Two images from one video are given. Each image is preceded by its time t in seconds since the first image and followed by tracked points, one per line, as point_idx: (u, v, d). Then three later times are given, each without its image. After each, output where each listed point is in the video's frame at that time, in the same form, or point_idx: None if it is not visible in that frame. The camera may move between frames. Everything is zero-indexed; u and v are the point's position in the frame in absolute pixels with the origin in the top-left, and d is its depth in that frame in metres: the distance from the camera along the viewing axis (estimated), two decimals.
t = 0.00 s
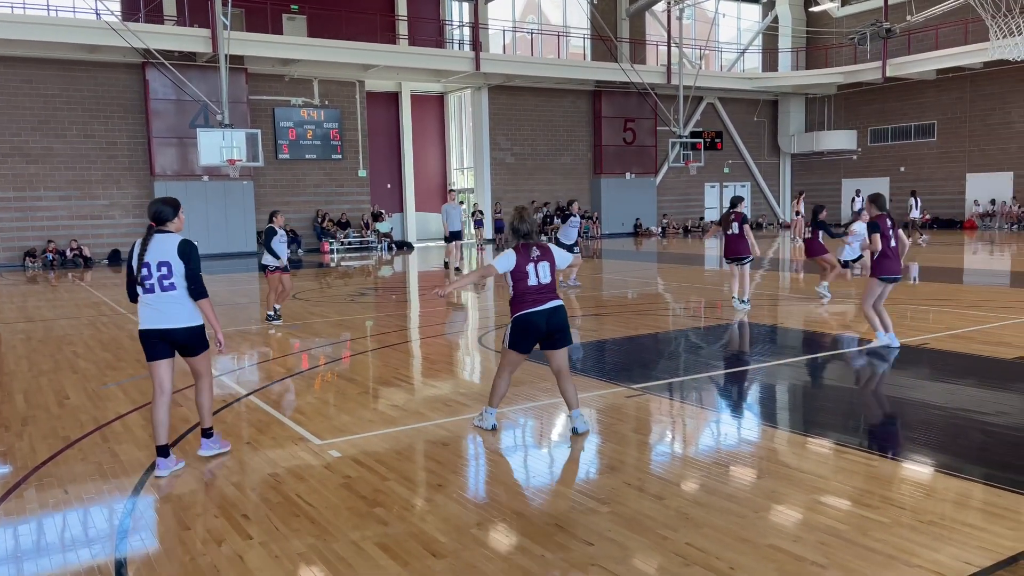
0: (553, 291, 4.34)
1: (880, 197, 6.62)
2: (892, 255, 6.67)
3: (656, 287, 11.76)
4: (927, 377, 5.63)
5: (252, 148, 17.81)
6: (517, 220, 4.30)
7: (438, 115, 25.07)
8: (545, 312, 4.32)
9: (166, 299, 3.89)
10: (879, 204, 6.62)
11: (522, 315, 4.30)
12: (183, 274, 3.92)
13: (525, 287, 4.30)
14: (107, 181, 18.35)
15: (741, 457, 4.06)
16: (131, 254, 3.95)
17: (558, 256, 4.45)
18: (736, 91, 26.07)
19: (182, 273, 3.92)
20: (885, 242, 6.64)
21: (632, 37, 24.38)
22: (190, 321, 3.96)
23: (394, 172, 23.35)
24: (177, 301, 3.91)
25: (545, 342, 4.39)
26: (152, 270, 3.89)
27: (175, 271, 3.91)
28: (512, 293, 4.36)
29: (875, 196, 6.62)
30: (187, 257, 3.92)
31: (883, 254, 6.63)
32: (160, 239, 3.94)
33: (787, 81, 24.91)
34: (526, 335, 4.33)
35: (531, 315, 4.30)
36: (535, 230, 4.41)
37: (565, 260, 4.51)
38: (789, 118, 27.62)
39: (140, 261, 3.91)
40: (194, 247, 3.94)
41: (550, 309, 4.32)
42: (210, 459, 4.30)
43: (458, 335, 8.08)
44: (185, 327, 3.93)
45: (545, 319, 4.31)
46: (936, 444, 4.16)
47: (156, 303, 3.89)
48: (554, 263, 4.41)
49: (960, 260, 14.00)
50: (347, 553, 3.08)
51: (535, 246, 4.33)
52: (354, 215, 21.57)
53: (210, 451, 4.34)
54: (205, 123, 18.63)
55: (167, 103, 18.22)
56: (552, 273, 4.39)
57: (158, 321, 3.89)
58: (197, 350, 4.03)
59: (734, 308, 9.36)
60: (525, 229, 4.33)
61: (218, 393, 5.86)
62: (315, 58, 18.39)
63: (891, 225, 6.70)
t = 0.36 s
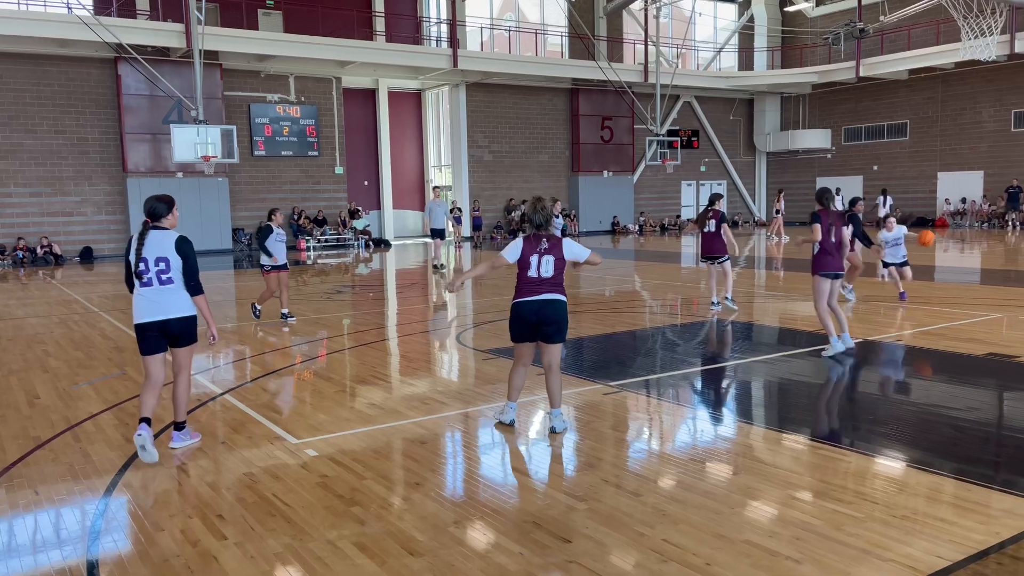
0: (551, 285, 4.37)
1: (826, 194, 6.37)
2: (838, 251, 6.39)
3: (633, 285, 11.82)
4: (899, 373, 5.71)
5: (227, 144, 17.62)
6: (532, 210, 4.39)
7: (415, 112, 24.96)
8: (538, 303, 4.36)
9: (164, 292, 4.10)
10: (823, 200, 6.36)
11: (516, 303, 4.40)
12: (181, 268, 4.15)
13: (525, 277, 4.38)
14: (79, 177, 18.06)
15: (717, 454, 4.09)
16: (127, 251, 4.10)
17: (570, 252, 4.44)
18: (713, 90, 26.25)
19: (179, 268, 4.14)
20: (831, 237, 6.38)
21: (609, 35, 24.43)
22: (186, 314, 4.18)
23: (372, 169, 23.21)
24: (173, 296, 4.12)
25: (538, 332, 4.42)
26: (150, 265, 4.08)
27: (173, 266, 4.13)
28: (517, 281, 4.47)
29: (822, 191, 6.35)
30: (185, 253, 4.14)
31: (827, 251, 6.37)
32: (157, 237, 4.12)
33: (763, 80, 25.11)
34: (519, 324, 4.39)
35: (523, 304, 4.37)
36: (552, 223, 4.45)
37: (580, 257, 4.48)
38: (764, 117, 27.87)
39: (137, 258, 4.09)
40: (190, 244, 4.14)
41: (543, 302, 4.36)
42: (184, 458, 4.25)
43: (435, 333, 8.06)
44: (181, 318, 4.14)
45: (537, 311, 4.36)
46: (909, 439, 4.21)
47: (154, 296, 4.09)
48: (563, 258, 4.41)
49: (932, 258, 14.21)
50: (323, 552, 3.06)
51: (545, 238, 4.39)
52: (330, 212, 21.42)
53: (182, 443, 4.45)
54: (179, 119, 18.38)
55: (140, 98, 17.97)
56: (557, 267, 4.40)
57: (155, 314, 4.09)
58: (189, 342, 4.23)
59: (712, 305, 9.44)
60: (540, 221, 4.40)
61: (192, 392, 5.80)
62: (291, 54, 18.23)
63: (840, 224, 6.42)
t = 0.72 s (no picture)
0: (524, 282, 4.38)
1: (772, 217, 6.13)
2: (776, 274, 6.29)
3: (599, 282, 11.87)
4: (859, 368, 5.82)
5: (189, 141, 17.29)
6: (506, 210, 4.40)
7: (380, 108, 24.76)
8: (510, 300, 4.36)
9: (137, 285, 4.27)
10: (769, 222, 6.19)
11: (490, 301, 4.40)
12: (155, 263, 4.34)
13: (497, 274, 4.38)
14: (33, 174, 17.59)
15: (683, 450, 4.12)
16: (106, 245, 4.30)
17: (540, 251, 4.47)
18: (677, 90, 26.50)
19: (153, 263, 4.33)
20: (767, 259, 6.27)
21: (575, 34, 24.49)
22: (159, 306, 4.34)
23: (337, 167, 22.97)
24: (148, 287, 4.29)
25: (512, 331, 4.41)
26: (126, 258, 4.26)
27: (148, 260, 4.31)
28: (490, 279, 4.47)
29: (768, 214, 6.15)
30: (160, 247, 4.35)
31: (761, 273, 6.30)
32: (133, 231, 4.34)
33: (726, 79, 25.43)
34: (494, 322, 4.39)
35: (496, 302, 4.37)
36: (524, 222, 4.46)
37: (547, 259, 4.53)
38: (727, 117, 28.21)
39: (114, 251, 4.28)
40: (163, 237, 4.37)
41: (515, 299, 4.35)
42: (144, 461, 4.16)
43: (401, 331, 8.01)
44: (154, 310, 4.31)
45: (510, 309, 4.35)
46: (870, 434, 4.29)
47: (128, 288, 4.27)
48: (534, 256, 4.42)
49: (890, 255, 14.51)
50: (287, 554, 3.02)
51: (516, 235, 4.40)
52: (294, 210, 21.15)
53: (140, 444, 4.36)
54: (139, 115, 18.00)
55: (98, 94, 17.55)
56: (529, 265, 4.41)
57: (131, 304, 4.27)
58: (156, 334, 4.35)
59: (676, 302, 9.53)
60: (513, 220, 4.42)
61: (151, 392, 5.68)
62: (254, 49, 17.97)
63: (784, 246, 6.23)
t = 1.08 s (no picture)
0: (494, 282, 4.39)
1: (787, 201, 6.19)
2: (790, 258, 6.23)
3: (552, 280, 11.92)
4: (805, 364, 5.95)
5: (134, 137, 16.82)
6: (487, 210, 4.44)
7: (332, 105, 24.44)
8: (478, 298, 4.42)
9: (81, 281, 4.21)
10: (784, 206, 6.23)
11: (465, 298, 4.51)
12: (99, 258, 4.23)
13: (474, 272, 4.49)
14: None
15: (637, 447, 4.16)
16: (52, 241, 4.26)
17: (516, 252, 4.39)
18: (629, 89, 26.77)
19: (97, 259, 4.23)
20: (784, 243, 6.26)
21: (528, 32, 24.55)
22: (108, 302, 4.30)
23: (288, 164, 22.63)
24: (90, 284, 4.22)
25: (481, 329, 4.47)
26: (70, 255, 4.20)
27: (91, 255, 4.22)
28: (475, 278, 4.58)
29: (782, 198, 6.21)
30: (103, 242, 4.23)
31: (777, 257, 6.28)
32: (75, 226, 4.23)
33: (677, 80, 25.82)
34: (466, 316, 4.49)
35: (469, 299, 4.48)
36: (506, 224, 4.44)
37: (529, 260, 4.42)
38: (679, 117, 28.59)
39: (58, 247, 4.23)
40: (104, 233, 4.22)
41: (483, 297, 4.40)
42: (88, 465, 4.03)
43: (354, 330, 7.92)
44: (103, 305, 4.27)
45: (477, 306, 4.43)
46: (816, 429, 4.38)
47: (72, 284, 4.21)
48: (507, 255, 4.38)
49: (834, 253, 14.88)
50: (237, 558, 2.95)
51: (493, 235, 4.43)
52: (244, 208, 20.75)
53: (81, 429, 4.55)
54: (81, 110, 17.47)
55: (37, 88, 16.95)
56: (501, 264, 4.39)
57: (75, 300, 4.22)
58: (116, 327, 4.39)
59: (628, 300, 9.62)
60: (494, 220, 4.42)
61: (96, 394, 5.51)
62: (202, 44, 17.58)
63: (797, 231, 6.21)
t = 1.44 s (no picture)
0: (450, 278, 4.55)
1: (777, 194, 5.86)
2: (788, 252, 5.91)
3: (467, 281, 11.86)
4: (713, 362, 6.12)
5: (21, 131, 15.79)
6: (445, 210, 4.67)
7: (238, 102, 23.73)
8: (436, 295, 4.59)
9: None
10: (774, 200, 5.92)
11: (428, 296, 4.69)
12: None
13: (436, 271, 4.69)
14: None
15: (552, 446, 4.18)
16: None
17: (472, 246, 4.54)
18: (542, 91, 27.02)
19: None
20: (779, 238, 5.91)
21: (441, 32, 24.42)
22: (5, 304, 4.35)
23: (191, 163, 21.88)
24: None
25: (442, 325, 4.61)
26: None
27: None
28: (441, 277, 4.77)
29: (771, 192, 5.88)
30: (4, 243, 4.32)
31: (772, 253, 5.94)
32: None
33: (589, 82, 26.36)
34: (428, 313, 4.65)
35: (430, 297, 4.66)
36: (462, 221, 4.63)
37: (484, 254, 4.55)
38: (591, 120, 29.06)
39: None
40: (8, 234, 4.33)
41: (440, 293, 4.56)
42: None
43: (263, 334, 7.67)
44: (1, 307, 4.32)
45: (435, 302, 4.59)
46: (725, 423, 4.52)
47: None
48: (462, 250, 4.54)
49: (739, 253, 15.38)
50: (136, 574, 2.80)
51: (450, 233, 4.62)
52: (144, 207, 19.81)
53: None
54: None
55: None
56: (459, 261, 4.55)
57: None
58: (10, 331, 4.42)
59: (543, 301, 9.69)
60: (451, 219, 4.64)
61: None
62: (96, 35, 16.68)
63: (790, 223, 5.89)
